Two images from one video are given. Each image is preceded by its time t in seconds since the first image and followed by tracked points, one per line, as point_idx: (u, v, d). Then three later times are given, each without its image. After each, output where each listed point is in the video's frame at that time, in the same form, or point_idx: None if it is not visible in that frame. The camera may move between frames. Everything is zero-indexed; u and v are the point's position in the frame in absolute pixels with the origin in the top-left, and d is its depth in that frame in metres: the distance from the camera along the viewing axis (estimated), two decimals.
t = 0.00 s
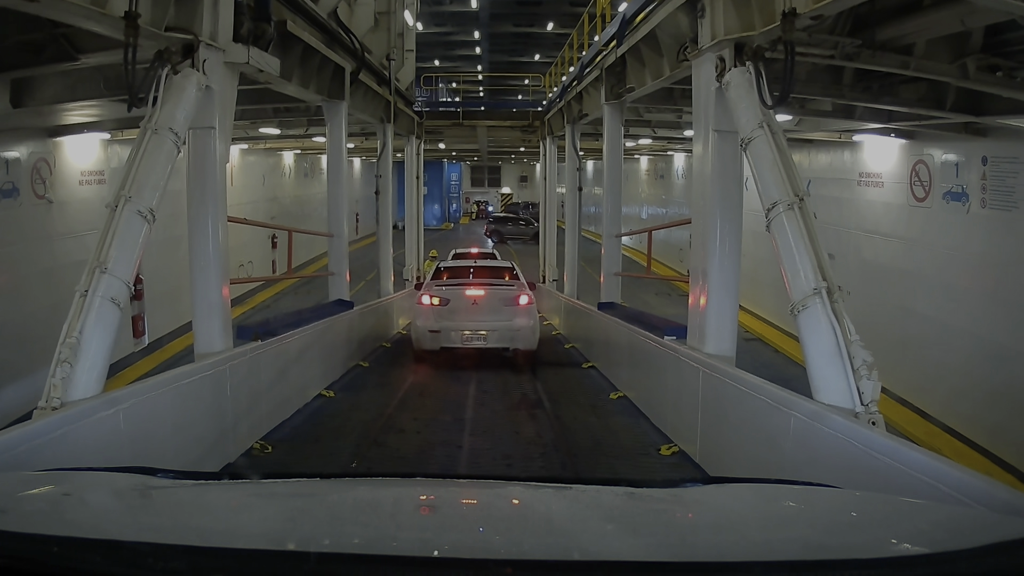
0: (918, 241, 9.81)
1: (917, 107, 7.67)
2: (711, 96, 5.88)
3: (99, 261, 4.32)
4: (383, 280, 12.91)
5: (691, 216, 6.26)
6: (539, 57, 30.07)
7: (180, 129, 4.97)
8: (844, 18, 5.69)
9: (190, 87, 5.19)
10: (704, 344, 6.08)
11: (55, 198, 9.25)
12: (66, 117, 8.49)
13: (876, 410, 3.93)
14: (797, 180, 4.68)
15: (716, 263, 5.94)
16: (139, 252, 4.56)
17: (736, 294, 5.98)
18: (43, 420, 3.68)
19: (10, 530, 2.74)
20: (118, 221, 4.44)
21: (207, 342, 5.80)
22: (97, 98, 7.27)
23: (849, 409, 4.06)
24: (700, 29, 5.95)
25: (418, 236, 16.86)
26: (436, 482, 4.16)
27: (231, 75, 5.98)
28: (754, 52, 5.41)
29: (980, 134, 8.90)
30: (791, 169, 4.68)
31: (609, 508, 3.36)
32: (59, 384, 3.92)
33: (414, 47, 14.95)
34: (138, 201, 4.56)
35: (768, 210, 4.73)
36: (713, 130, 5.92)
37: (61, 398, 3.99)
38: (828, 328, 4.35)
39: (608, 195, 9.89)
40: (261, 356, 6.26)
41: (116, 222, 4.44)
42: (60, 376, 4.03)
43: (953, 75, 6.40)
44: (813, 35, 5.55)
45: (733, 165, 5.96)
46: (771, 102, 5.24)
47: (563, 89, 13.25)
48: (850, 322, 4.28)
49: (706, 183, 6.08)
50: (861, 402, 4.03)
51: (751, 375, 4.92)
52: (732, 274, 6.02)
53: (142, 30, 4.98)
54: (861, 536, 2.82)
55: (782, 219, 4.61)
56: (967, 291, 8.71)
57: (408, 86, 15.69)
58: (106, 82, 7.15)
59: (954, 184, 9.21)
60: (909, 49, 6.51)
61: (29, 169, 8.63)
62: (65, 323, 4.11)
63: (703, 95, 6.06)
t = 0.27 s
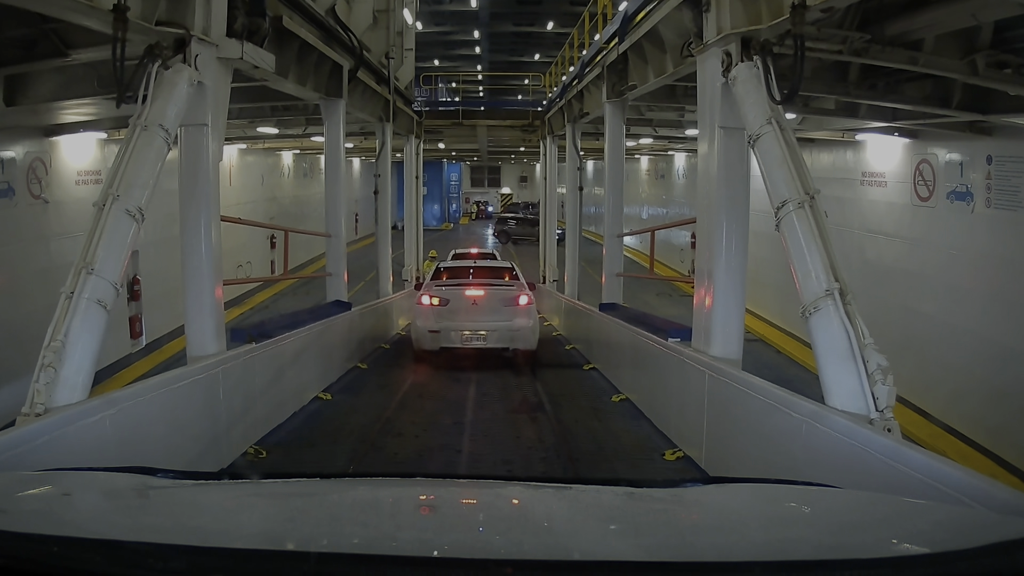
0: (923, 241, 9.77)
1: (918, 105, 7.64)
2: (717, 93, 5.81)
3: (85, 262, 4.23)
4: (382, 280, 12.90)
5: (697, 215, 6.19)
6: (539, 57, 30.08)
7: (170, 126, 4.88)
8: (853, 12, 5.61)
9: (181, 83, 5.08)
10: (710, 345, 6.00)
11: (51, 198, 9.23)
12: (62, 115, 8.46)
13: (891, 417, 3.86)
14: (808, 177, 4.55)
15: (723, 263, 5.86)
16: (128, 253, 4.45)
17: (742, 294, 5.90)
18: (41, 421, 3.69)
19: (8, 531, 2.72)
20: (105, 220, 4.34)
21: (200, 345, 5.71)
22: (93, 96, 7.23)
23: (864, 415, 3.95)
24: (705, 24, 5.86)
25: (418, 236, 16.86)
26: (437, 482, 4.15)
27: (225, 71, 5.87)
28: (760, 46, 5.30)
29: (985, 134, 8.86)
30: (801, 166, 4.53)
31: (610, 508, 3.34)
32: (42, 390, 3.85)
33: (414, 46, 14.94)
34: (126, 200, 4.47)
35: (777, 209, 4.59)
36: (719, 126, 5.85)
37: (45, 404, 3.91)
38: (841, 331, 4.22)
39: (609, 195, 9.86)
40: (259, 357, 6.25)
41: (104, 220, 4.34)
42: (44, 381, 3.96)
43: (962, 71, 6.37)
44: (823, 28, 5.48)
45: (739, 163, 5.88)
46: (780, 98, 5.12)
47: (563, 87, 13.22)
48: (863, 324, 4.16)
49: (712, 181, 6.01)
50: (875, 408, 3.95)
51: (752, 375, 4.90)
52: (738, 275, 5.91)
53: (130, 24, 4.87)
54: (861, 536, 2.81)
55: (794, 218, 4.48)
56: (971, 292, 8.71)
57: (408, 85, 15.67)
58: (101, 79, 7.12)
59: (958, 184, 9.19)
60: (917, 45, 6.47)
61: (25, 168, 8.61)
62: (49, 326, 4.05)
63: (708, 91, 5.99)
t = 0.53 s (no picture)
0: (929, 240, 9.72)
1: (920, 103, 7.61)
2: (725, 87, 5.59)
3: (68, 262, 4.12)
4: (382, 281, 12.87)
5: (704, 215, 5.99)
6: (539, 56, 30.04)
7: (158, 120, 4.75)
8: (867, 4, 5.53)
9: (170, 77, 4.92)
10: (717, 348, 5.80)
11: (46, 197, 9.21)
12: (58, 113, 8.43)
13: (912, 426, 3.67)
14: (823, 174, 4.41)
15: (731, 263, 5.66)
16: (112, 251, 4.36)
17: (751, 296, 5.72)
18: (39, 420, 3.66)
19: (8, 531, 2.71)
20: (89, 218, 4.24)
21: (190, 348, 5.58)
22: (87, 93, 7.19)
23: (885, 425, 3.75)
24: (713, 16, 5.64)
25: (418, 235, 16.84)
26: (437, 482, 4.13)
27: (218, 65, 5.69)
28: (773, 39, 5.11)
29: (992, 132, 8.79)
30: (815, 161, 4.41)
31: (610, 508, 3.33)
32: (21, 396, 3.68)
33: (413, 45, 14.91)
34: (111, 196, 4.36)
35: (791, 207, 4.44)
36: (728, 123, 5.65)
37: (22, 412, 3.73)
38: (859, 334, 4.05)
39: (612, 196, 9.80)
40: (257, 357, 6.23)
41: (87, 218, 4.25)
42: (22, 388, 3.80)
43: (973, 66, 6.34)
44: (835, 21, 5.40)
45: (748, 159, 5.66)
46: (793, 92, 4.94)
47: (565, 86, 13.17)
48: (882, 327, 3.99)
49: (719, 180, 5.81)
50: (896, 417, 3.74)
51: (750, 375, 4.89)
52: (748, 275, 5.72)
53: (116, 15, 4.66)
54: (860, 536, 2.80)
55: (807, 216, 4.32)
56: (975, 292, 8.70)
57: (408, 84, 15.64)
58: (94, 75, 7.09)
59: (965, 183, 9.15)
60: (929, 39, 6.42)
61: (19, 168, 8.58)
62: (30, 329, 3.92)
63: (715, 87, 5.79)
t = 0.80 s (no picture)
0: (936, 239, 9.68)
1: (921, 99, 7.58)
2: (734, 80, 5.42)
3: (48, 262, 3.99)
4: (381, 281, 12.84)
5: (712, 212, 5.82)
6: (540, 54, 30.06)
7: (145, 113, 4.63)
8: None
9: (158, 69, 4.81)
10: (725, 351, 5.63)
11: (40, 196, 9.19)
12: (53, 111, 8.40)
13: (937, 434, 3.53)
14: (839, 170, 4.30)
15: (741, 263, 5.50)
16: (95, 249, 4.24)
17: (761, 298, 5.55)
18: (40, 420, 3.65)
19: (8, 531, 2.70)
20: (70, 215, 4.11)
21: (179, 352, 5.45)
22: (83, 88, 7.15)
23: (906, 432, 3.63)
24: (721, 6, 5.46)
25: (418, 235, 16.82)
26: (437, 482, 4.11)
27: (207, 59, 5.55)
28: (784, 29, 4.97)
29: (998, 130, 8.73)
30: (830, 157, 4.30)
31: (610, 508, 3.31)
32: None
33: (412, 42, 14.87)
34: (94, 193, 4.24)
35: (805, 203, 4.33)
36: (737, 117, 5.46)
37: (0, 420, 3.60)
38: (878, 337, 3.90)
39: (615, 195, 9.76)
40: (254, 357, 6.22)
41: (68, 215, 4.12)
42: None
43: (987, 61, 6.33)
44: (848, 12, 5.37)
45: (758, 156, 5.49)
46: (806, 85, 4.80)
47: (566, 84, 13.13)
48: (903, 331, 3.85)
49: (728, 176, 5.63)
50: (919, 426, 3.60)
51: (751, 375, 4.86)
52: (758, 276, 5.56)
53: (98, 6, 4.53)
54: (859, 535, 2.79)
55: (823, 213, 4.21)
56: (981, 292, 8.69)
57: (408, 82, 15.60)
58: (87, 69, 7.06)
59: (971, 182, 9.10)
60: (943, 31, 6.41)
61: (14, 167, 8.55)
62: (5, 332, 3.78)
63: (724, 80, 5.60)
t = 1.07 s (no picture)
0: (945, 238, 9.61)
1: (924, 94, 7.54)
2: (747, 72, 5.19)
3: (21, 261, 3.86)
4: (380, 281, 12.81)
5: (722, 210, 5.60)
6: (541, 53, 30.04)
7: (127, 106, 4.49)
8: None
9: (142, 59, 4.65)
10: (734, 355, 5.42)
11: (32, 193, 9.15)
12: (46, 105, 8.37)
13: (969, 447, 3.33)
14: (861, 166, 4.06)
15: (754, 264, 5.26)
16: (72, 246, 4.11)
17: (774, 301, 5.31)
18: (39, 421, 3.63)
19: (7, 530, 2.68)
20: (46, 212, 3.98)
21: (165, 353, 5.27)
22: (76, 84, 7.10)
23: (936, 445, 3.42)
24: None
25: (418, 234, 16.79)
26: (438, 482, 4.09)
27: (196, 50, 5.34)
28: (801, 18, 4.66)
29: (1007, 129, 8.65)
30: (851, 151, 4.08)
31: (610, 508, 3.28)
32: None
33: (411, 40, 14.83)
34: (71, 188, 4.11)
35: (826, 201, 4.09)
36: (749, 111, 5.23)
37: None
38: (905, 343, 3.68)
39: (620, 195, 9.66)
40: (254, 356, 6.21)
41: (44, 212, 3.99)
42: None
43: (1004, 55, 6.25)
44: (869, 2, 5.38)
45: (771, 151, 5.25)
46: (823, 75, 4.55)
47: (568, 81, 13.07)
48: (931, 336, 3.63)
49: (739, 173, 5.39)
50: (949, 439, 3.39)
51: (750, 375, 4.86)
52: (772, 278, 5.32)
53: None
54: (857, 535, 2.78)
55: (845, 210, 3.97)
56: (987, 292, 8.67)
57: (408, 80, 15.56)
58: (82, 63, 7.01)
59: (979, 181, 9.05)
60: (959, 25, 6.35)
61: (6, 164, 8.51)
62: None
63: (736, 72, 5.37)
